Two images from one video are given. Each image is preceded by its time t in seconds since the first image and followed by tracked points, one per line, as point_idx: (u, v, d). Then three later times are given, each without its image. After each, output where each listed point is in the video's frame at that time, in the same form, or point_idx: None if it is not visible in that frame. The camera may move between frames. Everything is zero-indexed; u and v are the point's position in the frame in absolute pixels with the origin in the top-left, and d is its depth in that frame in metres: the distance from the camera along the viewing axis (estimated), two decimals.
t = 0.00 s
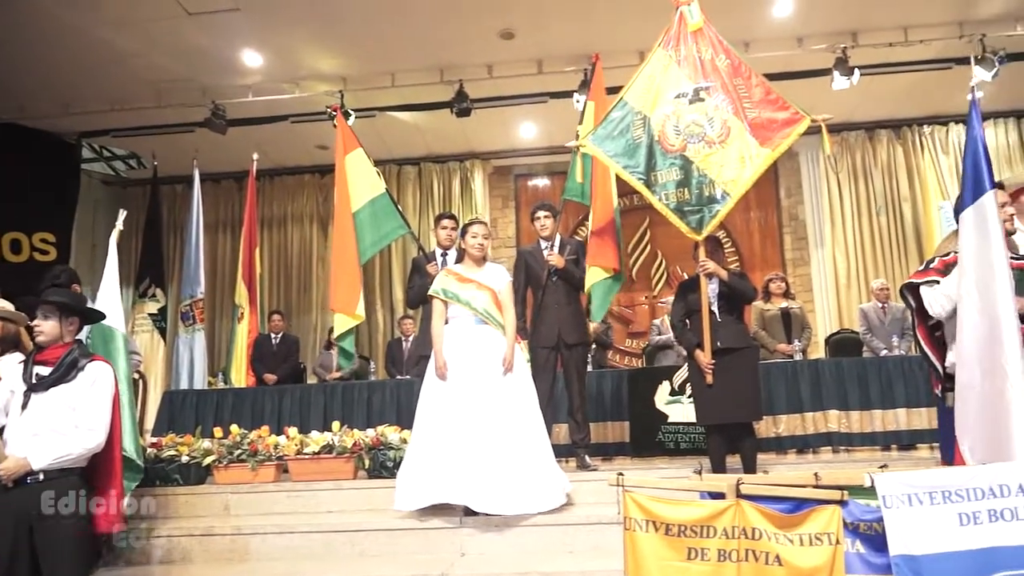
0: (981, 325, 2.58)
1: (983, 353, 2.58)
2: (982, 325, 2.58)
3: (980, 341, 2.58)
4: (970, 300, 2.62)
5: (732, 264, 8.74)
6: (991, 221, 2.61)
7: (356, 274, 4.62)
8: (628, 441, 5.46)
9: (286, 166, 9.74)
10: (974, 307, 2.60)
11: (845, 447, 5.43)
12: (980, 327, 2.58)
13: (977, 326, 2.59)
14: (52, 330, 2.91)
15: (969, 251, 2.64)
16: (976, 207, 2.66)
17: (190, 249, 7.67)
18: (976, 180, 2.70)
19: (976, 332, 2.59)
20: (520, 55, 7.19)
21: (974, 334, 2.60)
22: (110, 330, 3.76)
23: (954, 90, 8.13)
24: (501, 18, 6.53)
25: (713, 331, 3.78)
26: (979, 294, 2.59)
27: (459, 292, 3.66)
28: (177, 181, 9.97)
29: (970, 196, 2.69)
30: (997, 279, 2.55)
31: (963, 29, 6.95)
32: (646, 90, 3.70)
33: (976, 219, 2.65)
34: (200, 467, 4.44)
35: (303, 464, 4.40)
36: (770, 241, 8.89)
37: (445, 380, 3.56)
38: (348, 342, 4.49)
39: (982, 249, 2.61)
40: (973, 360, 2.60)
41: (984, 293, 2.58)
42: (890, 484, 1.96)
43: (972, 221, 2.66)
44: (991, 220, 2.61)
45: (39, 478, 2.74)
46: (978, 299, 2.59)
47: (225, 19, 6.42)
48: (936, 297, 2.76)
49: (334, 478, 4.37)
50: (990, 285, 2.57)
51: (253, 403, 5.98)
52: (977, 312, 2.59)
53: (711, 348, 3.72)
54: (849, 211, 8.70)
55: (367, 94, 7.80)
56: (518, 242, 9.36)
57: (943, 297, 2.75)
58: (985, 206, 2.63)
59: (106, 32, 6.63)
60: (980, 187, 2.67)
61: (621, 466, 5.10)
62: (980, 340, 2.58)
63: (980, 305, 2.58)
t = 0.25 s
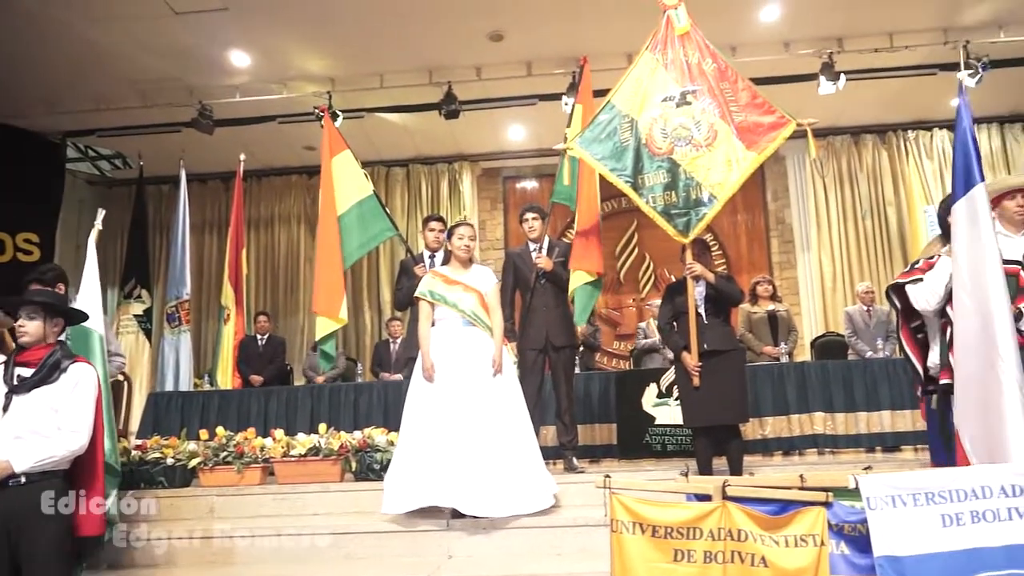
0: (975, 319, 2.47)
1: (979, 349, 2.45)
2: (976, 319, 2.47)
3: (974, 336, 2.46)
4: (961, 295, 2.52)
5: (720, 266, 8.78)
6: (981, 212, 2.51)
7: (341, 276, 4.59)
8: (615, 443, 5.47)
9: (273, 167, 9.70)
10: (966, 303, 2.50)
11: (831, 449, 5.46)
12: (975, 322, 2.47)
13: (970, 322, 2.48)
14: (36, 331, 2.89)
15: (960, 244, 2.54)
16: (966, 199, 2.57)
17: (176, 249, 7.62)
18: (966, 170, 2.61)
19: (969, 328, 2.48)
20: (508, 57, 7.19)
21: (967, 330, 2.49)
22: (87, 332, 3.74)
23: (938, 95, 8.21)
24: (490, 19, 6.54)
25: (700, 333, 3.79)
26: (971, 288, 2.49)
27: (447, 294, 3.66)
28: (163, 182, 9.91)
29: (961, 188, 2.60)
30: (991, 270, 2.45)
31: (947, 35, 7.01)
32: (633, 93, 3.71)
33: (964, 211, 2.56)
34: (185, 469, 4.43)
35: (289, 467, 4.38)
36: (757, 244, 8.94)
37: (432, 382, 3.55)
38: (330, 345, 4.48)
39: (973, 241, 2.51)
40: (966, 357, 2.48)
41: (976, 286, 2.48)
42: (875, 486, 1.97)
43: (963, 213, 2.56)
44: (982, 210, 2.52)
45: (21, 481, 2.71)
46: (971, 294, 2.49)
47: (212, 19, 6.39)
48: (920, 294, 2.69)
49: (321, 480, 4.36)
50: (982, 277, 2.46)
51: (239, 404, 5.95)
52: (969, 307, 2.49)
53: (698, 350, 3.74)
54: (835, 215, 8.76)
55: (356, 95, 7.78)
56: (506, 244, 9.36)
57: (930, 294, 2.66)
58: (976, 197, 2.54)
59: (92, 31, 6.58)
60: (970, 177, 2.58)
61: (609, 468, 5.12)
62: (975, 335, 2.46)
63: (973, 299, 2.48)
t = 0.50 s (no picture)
0: (978, 322, 2.41)
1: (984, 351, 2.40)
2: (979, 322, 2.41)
3: (978, 339, 2.41)
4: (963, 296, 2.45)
5: (707, 269, 8.81)
6: (982, 214, 2.47)
7: (323, 278, 4.60)
8: (603, 446, 5.47)
9: (260, 168, 9.66)
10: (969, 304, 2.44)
11: (817, 451, 5.49)
12: (979, 324, 2.41)
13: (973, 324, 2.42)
14: (21, 332, 2.87)
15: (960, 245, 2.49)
16: (966, 200, 2.51)
17: (162, 251, 7.58)
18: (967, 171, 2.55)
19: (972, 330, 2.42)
20: (497, 60, 7.20)
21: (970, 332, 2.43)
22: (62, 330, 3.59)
23: (923, 100, 8.28)
24: (479, 22, 6.54)
25: (687, 336, 3.80)
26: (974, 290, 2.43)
27: (434, 297, 3.66)
28: (149, 182, 9.85)
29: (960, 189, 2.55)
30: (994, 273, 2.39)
31: (932, 41, 7.08)
32: (621, 96, 3.74)
33: (966, 213, 2.50)
34: (170, 472, 4.40)
35: (276, 469, 4.36)
36: (744, 247, 8.98)
37: (418, 385, 3.54)
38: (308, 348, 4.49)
39: (975, 243, 2.46)
40: (970, 360, 2.41)
41: (978, 288, 2.42)
42: (859, 488, 1.97)
43: (964, 215, 2.50)
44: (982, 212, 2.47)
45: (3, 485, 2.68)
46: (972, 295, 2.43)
47: (199, 19, 6.36)
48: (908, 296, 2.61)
49: (307, 483, 4.34)
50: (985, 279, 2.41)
51: (225, 407, 5.92)
52: (972, 309, 2.43)
53: (684, 353, 3.76)
54: (821, 219, 8.81)
55: (344, 96, 7.76)
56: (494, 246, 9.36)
57: (918, 296, 2.59)
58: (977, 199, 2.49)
59: (77, 30, 6.54)
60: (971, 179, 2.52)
61: (596, 470, 5.12)
62: (979, 337, 2.41)
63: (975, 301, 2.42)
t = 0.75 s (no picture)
0: (980, 327, 2.31)
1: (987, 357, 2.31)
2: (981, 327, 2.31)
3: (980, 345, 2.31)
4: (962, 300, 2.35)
5: (693, 272, 8.84)
6: (977, 218, 2.40)
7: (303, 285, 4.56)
8: (589, 448, 5.47)
9: (246, 169, 9.62)
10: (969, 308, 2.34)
11: (802, 453, 5.52)
12: (981, 329, 2.31)
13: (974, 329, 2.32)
14: (3, 334, 2.83)
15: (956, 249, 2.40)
16: (960, 203, 2.44)
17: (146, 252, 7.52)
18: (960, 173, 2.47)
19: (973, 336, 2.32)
20: (485, 62, 7.21)
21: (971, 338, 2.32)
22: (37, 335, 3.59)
23: (907, 105, 8.36)
24: (467, 24, 6.54)
25: (672, 338, 3.82)
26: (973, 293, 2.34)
27: (421, 298, 3.66)
28: (134, 183, 9.78)
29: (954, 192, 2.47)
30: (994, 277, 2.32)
31: (915, 46, 7.15)
32: (607, 99, 3.74)
33: (962, 216, 2.42)
34: (154, 475, 4.38)
35: (260, 472, 4.33)
36: (730, 250, 9.02)
37: (405, 387, 3.55)
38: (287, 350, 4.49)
39: (972, 246, 2.37)
40: (973, 367, 2.31)
41: (978, 292, 2.33)
42: (843, 490, 1.96)
43: (958, 218, 2.43)
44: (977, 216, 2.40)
45: None
46: (971, 299, 2.34)
47: (185, 19, 6.33)
48: (891, 306, 2.57)
49: (292, 486, 4.32)
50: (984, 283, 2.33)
51: (210, 409, 5.88)
52: (973, 314, 2.33)
53: (670, 355, 3.77)
54: (807, 222, 8.87)
55: (331, 97, 7.74)
56: (482, 248, 9.35)
57: (899, 307, 2.56)
58: (971, 203, 2.42)
59: (61, 29, 6.48)
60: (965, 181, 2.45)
61: (582, 472, 5.13)
62: (981, 343, 2.31)
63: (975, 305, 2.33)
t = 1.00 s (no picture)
0: (990, 328, 2.33)
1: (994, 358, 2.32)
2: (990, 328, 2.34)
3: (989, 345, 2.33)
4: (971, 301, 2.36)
5: (680, 274, 8.87)
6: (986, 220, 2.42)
7: (287, 285, 4.52)
8: (576, 449, 5.48)
9: (232, 169, 9.57)
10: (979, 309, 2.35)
11: (787, 454, 5.55)
12: (991, 330, 2.33)
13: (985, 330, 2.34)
14: None
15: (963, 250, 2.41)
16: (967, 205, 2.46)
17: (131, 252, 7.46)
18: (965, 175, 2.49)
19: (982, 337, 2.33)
20: (473, 64, 7.21)
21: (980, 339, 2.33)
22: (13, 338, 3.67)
23: (891, 109, 8.43)
24: (455, 25, 6.54)
25: (659, 339, 3.83)
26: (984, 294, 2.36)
27: (410, 299, 3.65)
28: (118, 182, 9.70)
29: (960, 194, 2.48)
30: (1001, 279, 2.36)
31: (900, 51, 7.21)
32: (595, 101, 3.76)
33: (967, 217, 2.44)
34: (138, 477, 4.35)
35: (246, 474, 4.30)
36: (716, 252, 9.06)
37: (394, 387, 3.54)
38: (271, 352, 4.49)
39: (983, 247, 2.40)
40: (982, 368, 2.32)
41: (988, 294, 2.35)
42: (829, 491, 1.97)
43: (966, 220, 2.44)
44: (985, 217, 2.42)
45: None
46: (979, 301, 2.36)
47: (171, 18, 6.29)
48: (866, 332, 2.52)
49: (277, 488, 4.30)
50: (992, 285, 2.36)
51: (195, 411, 5.83)
52: (983, 315, 2.35)
53: (657, 357, 3.78)
54: (793, 225, 8.92)
55: (318, 97, 7.71)
56: (469, 250, 9.35)
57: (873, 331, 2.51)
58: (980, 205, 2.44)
59: (45, 28, 6.42)
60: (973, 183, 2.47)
61: (569, 474, 5.14)
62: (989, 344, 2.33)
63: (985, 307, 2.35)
